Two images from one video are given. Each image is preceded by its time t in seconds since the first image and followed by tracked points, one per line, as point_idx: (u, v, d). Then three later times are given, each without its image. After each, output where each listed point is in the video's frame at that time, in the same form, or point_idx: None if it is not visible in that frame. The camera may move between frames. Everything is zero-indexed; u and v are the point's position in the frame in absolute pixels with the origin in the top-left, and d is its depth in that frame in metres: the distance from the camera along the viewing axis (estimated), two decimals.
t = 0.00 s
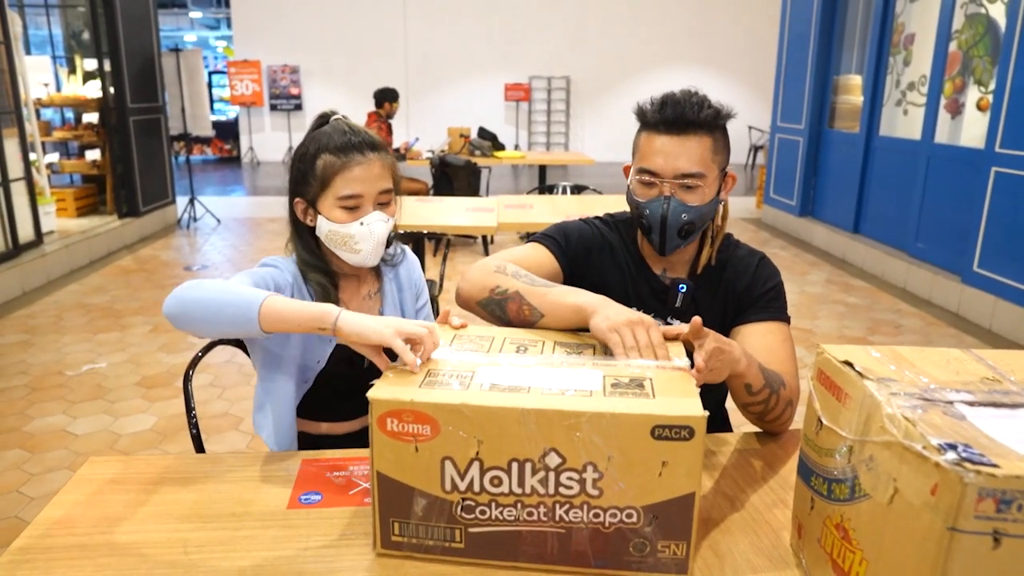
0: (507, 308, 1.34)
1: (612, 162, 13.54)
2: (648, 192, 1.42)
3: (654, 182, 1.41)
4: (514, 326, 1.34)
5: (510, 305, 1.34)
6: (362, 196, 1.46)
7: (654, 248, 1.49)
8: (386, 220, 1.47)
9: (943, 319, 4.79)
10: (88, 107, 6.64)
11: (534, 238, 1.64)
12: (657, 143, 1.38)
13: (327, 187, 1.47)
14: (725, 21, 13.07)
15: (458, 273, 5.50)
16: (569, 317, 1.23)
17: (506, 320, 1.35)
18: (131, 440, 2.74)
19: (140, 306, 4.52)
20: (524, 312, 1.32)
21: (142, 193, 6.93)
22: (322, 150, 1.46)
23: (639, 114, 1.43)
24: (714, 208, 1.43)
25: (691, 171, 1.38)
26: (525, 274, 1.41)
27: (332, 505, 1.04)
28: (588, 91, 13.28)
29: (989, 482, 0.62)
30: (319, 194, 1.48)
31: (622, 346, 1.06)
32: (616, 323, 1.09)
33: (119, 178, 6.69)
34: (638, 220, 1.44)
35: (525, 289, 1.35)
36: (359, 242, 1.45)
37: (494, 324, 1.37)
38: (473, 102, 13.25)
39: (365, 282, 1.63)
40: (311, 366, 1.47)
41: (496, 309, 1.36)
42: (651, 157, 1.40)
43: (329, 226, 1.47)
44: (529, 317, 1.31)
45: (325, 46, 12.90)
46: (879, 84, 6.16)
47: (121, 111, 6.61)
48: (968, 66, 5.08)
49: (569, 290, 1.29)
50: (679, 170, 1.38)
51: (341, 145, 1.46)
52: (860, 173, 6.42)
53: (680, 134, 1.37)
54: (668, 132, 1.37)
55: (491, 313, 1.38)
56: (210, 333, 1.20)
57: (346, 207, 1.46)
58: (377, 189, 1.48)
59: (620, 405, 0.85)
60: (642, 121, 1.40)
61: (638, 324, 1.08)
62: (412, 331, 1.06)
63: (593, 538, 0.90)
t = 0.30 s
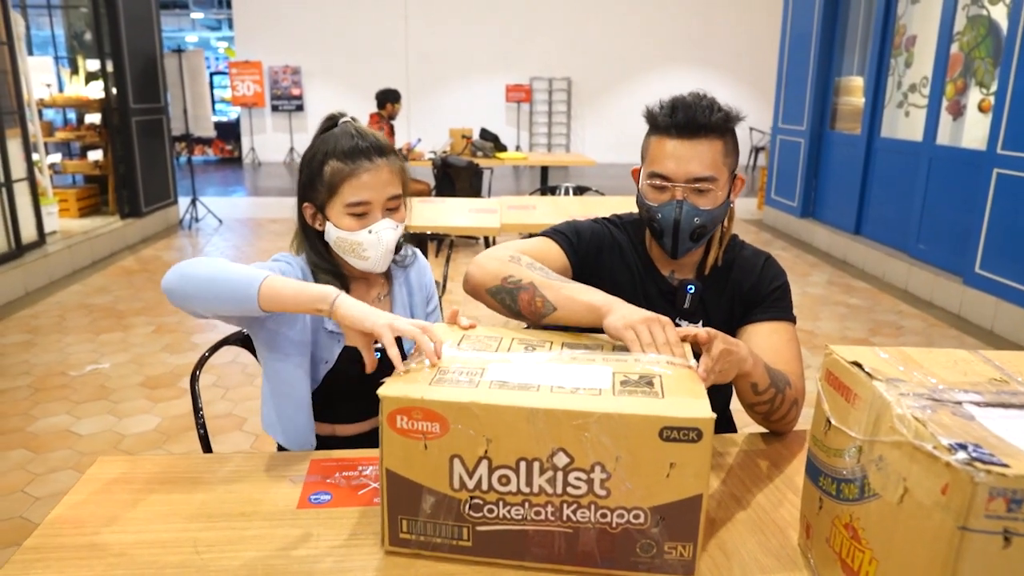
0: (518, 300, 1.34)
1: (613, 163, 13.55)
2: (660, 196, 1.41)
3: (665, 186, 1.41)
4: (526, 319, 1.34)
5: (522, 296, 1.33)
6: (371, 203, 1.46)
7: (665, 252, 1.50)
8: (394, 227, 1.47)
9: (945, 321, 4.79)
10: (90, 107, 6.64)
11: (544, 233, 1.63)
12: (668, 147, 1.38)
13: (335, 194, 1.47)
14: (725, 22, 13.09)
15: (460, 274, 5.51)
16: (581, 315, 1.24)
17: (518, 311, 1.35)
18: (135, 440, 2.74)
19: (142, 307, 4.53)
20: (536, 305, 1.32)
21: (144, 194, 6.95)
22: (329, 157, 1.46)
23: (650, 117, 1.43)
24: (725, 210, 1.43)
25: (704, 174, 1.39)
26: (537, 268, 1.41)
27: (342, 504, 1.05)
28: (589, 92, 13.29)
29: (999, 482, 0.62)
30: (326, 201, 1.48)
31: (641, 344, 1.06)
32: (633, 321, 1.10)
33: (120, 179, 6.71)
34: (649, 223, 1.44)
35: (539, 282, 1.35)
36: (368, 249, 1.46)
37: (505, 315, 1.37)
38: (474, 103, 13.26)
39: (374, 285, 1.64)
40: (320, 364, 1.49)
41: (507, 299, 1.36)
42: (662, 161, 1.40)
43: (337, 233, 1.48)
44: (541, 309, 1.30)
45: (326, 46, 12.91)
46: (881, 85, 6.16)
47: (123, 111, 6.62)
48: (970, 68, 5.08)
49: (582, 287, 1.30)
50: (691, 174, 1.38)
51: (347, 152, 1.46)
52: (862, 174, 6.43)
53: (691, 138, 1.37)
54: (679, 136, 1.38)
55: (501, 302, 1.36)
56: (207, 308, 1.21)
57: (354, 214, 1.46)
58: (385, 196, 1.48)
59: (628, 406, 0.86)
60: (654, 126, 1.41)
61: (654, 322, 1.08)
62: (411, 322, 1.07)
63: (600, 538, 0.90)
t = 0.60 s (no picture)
0: (541, 297, 1.36)
1: (612, 164, 13.57)
2: (678, 203, 1.43)
3: (684, 194, 1.42)
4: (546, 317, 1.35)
5: (545, 293, 1.35)
6: (386, 210, 1.48)
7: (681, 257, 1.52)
8: (406, 235, 1.49)
9: (943, 321, 4.82)
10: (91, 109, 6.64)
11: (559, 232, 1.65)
12: (687, 155, 1.40)
13: (352, 198, 1.49)
14: (723, 23, 13.12)
15: (461, 275, 5.52)
16: (604, 319, 1.23)
17: (539, 307, 1.36)
18: (141, 441, 2.76)
19: (145, 308, 4.54)
20: (558, 303, 1.33)
21: (145, 195, 6.96)
22: (350, 161, 1.48)
23: (668, 126, 1.44)
24: (740, 218, 1.46)
25: (722, 184, 1.40)
26: (559, 269, 1.43)
27: (361, 503, 1.07)
28: (588, 93, 13.32)
29: (1008, 478, 0.64)
30: (343, 204, 1.51)
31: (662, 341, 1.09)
32: (653, 315, 1.13)
33: (121, 180, 6.73)
34: (666, 228, 1.46)
35: (564, 281, 1.37)
36: (379, 255, 1.48)
37: (525, 309, 1.39)
38: (474, 104, 13.28)
39: (381, 289, 1.66)
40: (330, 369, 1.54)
41: (530, 294, 1.38)
42: (681, 168, 1.42)
43: (350, 236, 1.50)
44: (562, 306, 1.32)
45: (325, 47, 12.91)
46: (880, 87, 6.20)
47: (124, 113, 6.64)
48: (968, 70, 5.12)
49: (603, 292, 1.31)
50: (710, 183, 1.40)
51: (368, 158, 1.48)
52: (860, 176, 6.46)
53: (710, 146, 1.38)
54: (698, 144, 1.39)
55: (524, 297, 1.39)
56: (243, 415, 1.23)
57: (369, 219, 1.48)
58: (400, 206, 1.50)
59: (645, 406, 0.88)
60: (670, 133, 1.43)
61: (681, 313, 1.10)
62: (392, 324, 1.16)
63: (618, 535, 0.92)
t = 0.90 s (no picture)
0: (538, 292, 1.36)
1: (596, 163, 13.63)
2: (692, 203, 1.46)
3: (698, 194, 1.45)
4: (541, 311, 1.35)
5: (542, 288, 1.35)
6: (379, 205, 1.50)
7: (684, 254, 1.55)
8: (401, 228, 1.51)
9: (924, 316, 4.91)
10: (72, 109, 6.57)
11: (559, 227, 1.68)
12: (706, 156, 1.42)
13: (345, 196, 1.50)
14: (705, 24, 13.24)
15: (448, 275, 5.54)
16: (593, 319, 1.22)
17: (536, 303, 1.36)
18: (133, 440, 2.76)
19: (132, 309, 4.52)
20: (553, 300, 1.32)
21: (129, 195, 6.91)
22: (341, 159, 1.49)
23: (688, 124, 1.47)
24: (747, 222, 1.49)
25: (734, 187, 1.44)
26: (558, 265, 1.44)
27: (367, 491, 1.10)
28: (570, 92, 13.39)
29: (995, 448, 0.68)
30: (337, 202, 1.52)
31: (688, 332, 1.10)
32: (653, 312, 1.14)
33: (105, 181, 6.69)
34: (676, 226, 1.48)
35: (559, 277, 1.37)
36: (375, 249, 1.51)
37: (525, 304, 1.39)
38: (457, 104, 13.29)
39: (380, 281, 1.67)
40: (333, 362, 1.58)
41: (528, 290, 1.38)
42: (697, 169, 1.44)
43: (347, 232, 1.51)
44: (557, 304, 1.30)
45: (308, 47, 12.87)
46: (860, 87, 6.31)
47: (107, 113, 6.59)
48: (946, 70, 5.22)
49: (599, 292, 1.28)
50: (725, 186, 1.43)
51: (358, 155, 1.49)
52: (842, 175, 6.56)
53: (732, 151, 1.42)
54: (718, 147, 1.42)
55: (522, 290, 1.40)
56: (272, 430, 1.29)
57: (364, 215, 1.50)
58: (393, 200, 1.51)
59: (647, 391, 0.91)
60: (692, 133, 1.45)
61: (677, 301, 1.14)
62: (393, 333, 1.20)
63: (622, 516, 0.95)
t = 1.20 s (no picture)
0: (531, 271, 1.44)
1: (567, 162, 13.73)
2: (679, 198, 1.50)
3: (685, 190, 1.50)
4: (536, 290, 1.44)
5: (535, 269, 1.44)
6: (383, 195, 1.54)
7: (666, 247, 1.61)
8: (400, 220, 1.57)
9: (890, 308, 5.06)
10: (37, 110, 6.44)
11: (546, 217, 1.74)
12: (693, 155, 1.47)
13: (352, 185, 1.53)
14: (673, 24, 13.40)
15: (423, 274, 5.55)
16: (589, 297, 1.31)
17: (530, 283, 1.45)
18: (111, 441, 2.74)
19: (104, 311, 4.46)
20: (546, 277, 1.42)
21: (97, 196, 6.82)
22: (351, 149, 1.52)
23: (676, 121, 1.51)
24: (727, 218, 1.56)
25: (720, 185, 1.49)
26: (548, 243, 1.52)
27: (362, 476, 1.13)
28: (540, 92, 13.46)
29: (959, 413, 0.74)
30: (342, 191, 1.54)
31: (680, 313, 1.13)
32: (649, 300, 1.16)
33: (72, 183, 6.58)
34: (661, 220, 1.54)
35: (552, 256, 1.45)
36: (377, 238, 1.54)
37: (517, 284, 1.47)
38: (428, 104, 13.26)
39: (364, 274, 1.69)
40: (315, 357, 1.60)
41: (521, 270, 1.46)
42: (683, 167, 1.49)
43: (349, 220, 1.54)
44: (551, 282, 1.41)
45: (277, 47, 12.75)
46: (825, 86, 6.46)
47: (74, 114, 6.48)
48: (908, 69, 5.39)
49: (590, 267, 1.38)
50: (710, 183, 1.48)
51: (367, 146, 1.52)
52: (809, 172, 6.71)
53: (720, 150, 1.47)
54: (708, 146, 1.47)
55: (514, 272, 1.47)
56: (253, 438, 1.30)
57: (368, 205, 1.53)
58: (394, 192, 1.56)
59: (636, 372, 0.95)
60: (678, 131, 1.50)
61: (676, 292, 1.15)
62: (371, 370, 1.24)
63: (611, 492, 0.99)
